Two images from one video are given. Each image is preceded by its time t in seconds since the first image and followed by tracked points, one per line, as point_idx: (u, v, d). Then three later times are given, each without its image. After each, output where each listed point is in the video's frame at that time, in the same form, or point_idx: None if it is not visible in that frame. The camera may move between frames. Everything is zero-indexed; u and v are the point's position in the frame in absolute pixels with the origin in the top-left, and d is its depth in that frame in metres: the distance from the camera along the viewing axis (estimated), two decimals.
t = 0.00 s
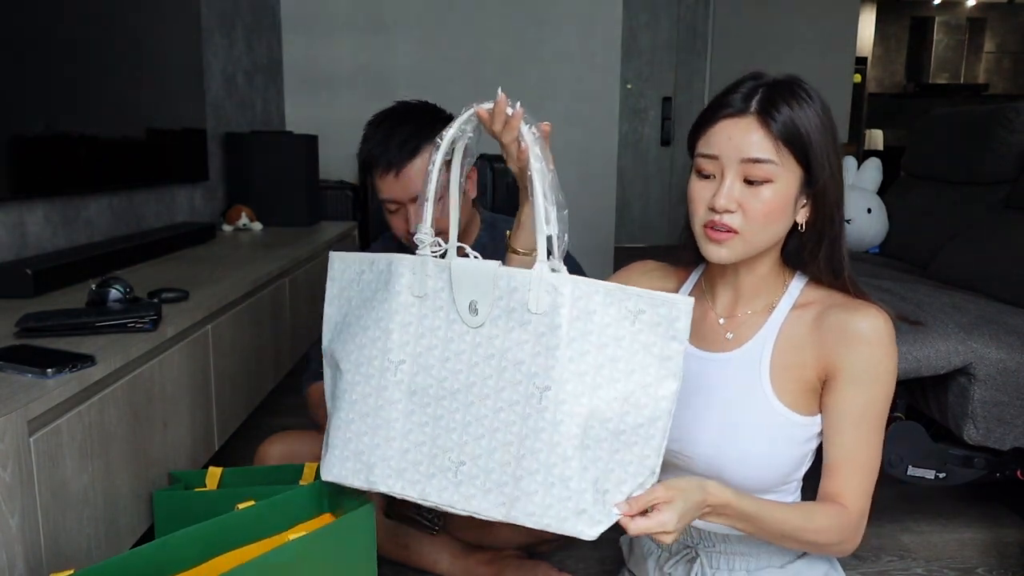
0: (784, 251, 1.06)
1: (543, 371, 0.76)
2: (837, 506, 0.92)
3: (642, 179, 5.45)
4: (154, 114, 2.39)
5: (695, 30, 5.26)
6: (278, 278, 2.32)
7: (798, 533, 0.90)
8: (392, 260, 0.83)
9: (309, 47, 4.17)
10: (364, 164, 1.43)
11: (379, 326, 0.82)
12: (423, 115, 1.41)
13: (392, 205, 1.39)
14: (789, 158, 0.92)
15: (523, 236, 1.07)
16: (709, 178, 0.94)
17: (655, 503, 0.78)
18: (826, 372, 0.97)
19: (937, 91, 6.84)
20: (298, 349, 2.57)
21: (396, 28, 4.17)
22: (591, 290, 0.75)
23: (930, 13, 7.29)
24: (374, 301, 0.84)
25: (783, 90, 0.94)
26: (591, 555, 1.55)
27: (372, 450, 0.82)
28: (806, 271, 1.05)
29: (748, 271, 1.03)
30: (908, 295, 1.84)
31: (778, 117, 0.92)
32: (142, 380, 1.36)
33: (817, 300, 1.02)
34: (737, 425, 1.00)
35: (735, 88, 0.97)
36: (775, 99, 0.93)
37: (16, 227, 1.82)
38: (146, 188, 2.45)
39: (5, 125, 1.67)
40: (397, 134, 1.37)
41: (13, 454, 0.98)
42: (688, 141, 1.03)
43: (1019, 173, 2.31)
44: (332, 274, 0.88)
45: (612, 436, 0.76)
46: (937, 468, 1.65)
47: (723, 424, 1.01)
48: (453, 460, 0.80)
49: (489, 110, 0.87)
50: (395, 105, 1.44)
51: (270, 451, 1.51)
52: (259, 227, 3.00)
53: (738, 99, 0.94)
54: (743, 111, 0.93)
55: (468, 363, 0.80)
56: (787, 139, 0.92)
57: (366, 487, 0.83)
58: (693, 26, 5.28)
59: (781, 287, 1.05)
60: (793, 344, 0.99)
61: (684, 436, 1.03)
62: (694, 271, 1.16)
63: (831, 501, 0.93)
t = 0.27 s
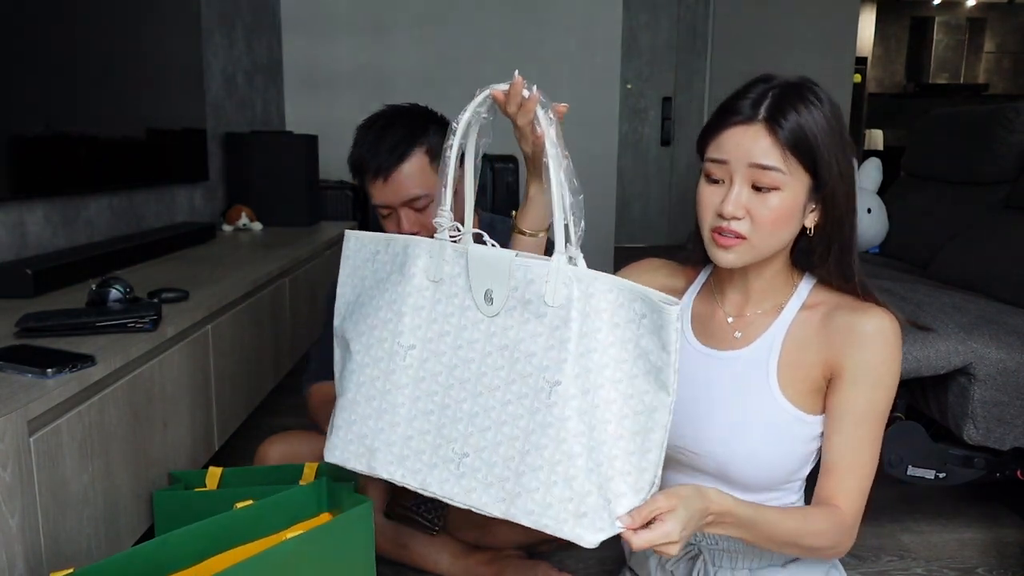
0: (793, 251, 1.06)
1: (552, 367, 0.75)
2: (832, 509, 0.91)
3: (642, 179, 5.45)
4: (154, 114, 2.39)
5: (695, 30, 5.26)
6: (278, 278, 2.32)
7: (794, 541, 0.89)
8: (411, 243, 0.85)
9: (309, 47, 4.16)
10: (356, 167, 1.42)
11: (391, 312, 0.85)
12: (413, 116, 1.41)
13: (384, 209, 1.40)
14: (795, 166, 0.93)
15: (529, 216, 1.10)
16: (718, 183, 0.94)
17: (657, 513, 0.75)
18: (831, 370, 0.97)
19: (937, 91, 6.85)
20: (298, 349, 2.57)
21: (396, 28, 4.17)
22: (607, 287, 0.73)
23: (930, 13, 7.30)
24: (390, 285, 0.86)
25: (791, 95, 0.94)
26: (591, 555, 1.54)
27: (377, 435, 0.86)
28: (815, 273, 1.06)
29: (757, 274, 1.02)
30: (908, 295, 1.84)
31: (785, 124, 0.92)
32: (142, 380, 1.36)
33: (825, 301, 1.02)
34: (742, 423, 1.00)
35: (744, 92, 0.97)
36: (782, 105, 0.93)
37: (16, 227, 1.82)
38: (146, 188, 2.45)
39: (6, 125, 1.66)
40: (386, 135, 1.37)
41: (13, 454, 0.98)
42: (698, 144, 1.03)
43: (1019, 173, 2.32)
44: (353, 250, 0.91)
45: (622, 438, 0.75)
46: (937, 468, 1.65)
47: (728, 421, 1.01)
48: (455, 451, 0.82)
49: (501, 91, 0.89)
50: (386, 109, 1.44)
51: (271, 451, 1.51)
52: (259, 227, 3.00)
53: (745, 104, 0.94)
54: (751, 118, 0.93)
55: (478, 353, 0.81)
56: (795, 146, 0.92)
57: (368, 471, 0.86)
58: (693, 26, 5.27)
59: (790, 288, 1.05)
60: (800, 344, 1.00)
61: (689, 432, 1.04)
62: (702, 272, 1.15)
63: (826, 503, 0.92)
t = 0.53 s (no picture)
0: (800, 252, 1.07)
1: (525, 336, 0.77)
2: (823, 506, 0.90)
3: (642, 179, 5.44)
4: (154, 114, 2.39)
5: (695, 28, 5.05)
6: (278, 278, 2.32)
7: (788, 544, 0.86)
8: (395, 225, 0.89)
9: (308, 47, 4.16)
10: (357, 168, 1.42)
11: (383, 296, 0.90)
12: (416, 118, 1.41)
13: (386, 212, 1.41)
14: (806, 165, 0.93)
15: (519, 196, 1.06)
16: (727, 182, 0.94)
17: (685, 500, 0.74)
18: (834, 370, 0.97)
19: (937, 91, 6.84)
20: (298, 350, 2.57)
21: (396, 28, 4.17)
22: (568, 247, 0.74)
23: (930, 13, 7.29)
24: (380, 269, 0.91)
25: (799, 95, 0.95)
26: (591, 555, 1.55)
27: (380, 418, 0.91)
28: (821, 273, 1.06)
29: (764, 275, 1.03)
30: (908, 295, 1.84)
31: (794, 123, 0.92)
32: (142, 380, 1.36)
33: (831, 304, 1.02)
34: (744, 421, 1.00)
35: (752, 92, 0.98)
36: (790, 105, 0.94)
37: (16, 227, 1.82)
38: (146, 188, 2.44)
39: (5, 126, 1.67)
40: (390, 138, 1.38)
41: (13, 454, 0.98)
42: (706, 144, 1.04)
43: (1019, 173, 2.31)
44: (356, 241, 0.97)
45: (606, 405, 0.75)
46: (937, 468, 1.65)
47: (731, 420, 1.01)
48: (452, 429, 0.85)
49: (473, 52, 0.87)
50: (389, 111, 1.45)
51: (271, 451, 1.51)
52: (259, 228, 3.00)
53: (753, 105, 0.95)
54: (759, 117, 0.93)
55: (462, 328, 0.84)
56: (803, 146, 0.92)
57: (377, 454, 0.91)
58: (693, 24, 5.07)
59: (796, 288, 1.05)
60: (805, 344, 1.00)
61: (692, 430, 1.04)
62: (709, 271, 1.15)
63: (820, 503, 0.90)
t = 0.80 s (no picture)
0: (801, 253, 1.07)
1: (507, 315, 0.77)
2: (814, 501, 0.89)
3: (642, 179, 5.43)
4: (154, 114, 2.39)
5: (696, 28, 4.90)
6: (278, 278, 2.32)
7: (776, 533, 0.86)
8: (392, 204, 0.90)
9: (308, 47, 4.16)
10: (364, 168, 1.43)
11: (381, 273, 0.91)
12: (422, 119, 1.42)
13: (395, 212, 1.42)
14: (810, 163, 0.93)
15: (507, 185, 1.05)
16: (731, 180, 0.94)
17: (669, 481, 0.75)
18: (833, 369, 0.96)
19: (937, 91, 6.84)
20: (298, 350, 2.57)
21: (396, 28, 4.17)
22: (548, 228, 0.73)
23: (930, 13, 7.29)
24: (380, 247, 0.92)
25: (805, 95, 0.95)
26: (592, 555, 1.55)
27: (376, 392, 0.91)
28: (822, 274, 1.06)
29: (765, 273, 1.03)
30: (908, 295, 1.84)
31: (799, 121, 0.92)
32: (143, 380, 1.36)
33: (832, 304, 1.02)
34: (743, 419, 1.00)
35: (756, 92, 0.99)
36: (796, 104, 0.94)
37: (16, 228, 1.82)
38: (146, 188, 2.44)
39: (5, 125, 1.67)
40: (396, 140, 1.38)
41: (13, 454, 0.98)
42: (710, 144, 1.04)
43: (1019, 173, 2.31)
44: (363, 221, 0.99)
45: (586, 387, 0.74)
46: (937, 468, 1.65)
47: (730, 417, 1.01)
48: (443, 407, 0.85)
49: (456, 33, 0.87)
50: (395, 111, 1.45)
51: (271, 451, 1.51)
52: (259, 227, 2.99)
53: (759, 104, 0.96)
54: (765, 115, 0.94)
55: (452, 307, 0.84)
56: (808, 144, 0.93)
57: (374, 428, 0.92)
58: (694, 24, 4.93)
59: (797, 288, 1.05)
60: (804, 343, 0.99)
61: (691, 428, 1.04)
62: (710, 270, 1.14)
63: (814, 499, 0.89)
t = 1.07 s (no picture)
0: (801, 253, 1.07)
1: (488, 295, 0.77)
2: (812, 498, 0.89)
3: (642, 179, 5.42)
4: (154, 114, 2.39)
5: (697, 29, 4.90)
6: (278, 278, 2.32)
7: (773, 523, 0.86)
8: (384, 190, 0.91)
9: (308, 47, 4.16)
10: (364, 168, 1.43)
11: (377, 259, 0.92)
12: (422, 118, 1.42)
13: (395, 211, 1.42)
14: (809, 163, 0.93)
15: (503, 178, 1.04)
16: (731, 180, 0.94)
17: (663, 453, 0.77)
18: (833, 367, 0.96)
19: (937, 91, 6.84)
20: (298, 350, 2.57)
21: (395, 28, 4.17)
22: (523, 207, 0.74)
23: (930, 13, 7.30)
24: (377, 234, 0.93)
25: (805, 95, 0.95)
26: (592, 555, 1.55)
27: (378, 375, 0.92)
28: (823, 273, 1.06)
29: (765, 273, 1.03)
30: (908, 295, 1.84)
31: (798, 121, 0.92)
32: (142, 380, 1.36)
33: (832, 304, 1.02)
34: (743, 419, 1.00)
35: (756, 91, 0.99)
36: (796, 104, 0.94)
37: (16, 227, 1.82)
38: (146, 188, 2.44)
39: (6, 125, 1.67)
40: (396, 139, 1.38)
41: (13, 453, 0.98)
42: (710, 142, 1.04)
43: (1019, 173, 2.31)
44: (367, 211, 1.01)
45: (567, 364, 0.74)
46: (937, 468, 1.65)
47: (730, 417, 1.01)
48: (439, 388, 0.86)
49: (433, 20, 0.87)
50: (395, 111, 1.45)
51: (271, 451, 1.51)
52: (259, 227, 3.00)
53: (758, 104, 0.96)
54: (764, 116, 0.94)
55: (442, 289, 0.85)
56: (808, 145, 0.93)
57: (379, 410, 0.92)
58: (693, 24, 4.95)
59: (798, 289, 1.05)
60: (805, 343, 1.00)
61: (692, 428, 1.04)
62: (710, 271, 1.14)
63: (811, 494, 0.89)
